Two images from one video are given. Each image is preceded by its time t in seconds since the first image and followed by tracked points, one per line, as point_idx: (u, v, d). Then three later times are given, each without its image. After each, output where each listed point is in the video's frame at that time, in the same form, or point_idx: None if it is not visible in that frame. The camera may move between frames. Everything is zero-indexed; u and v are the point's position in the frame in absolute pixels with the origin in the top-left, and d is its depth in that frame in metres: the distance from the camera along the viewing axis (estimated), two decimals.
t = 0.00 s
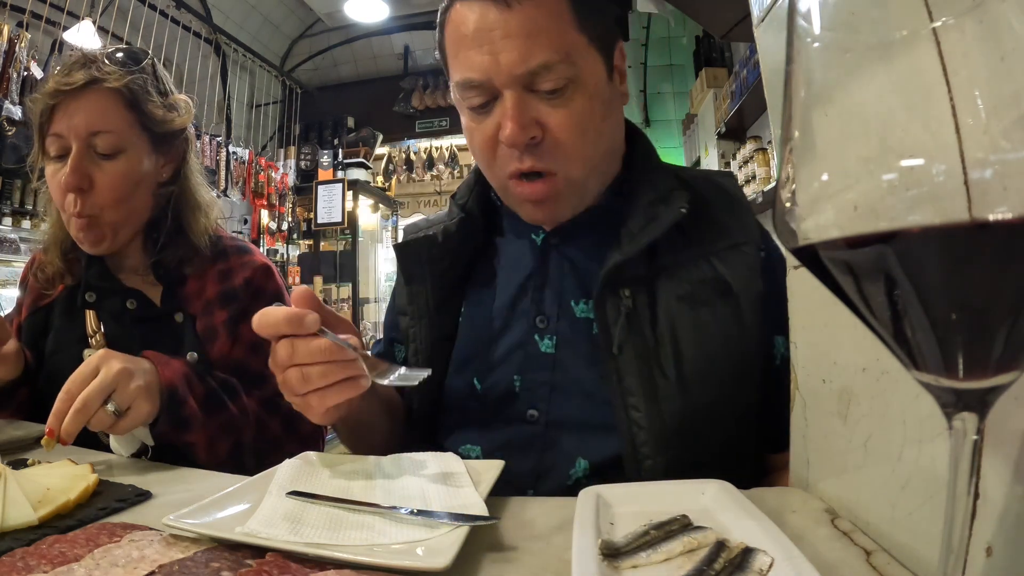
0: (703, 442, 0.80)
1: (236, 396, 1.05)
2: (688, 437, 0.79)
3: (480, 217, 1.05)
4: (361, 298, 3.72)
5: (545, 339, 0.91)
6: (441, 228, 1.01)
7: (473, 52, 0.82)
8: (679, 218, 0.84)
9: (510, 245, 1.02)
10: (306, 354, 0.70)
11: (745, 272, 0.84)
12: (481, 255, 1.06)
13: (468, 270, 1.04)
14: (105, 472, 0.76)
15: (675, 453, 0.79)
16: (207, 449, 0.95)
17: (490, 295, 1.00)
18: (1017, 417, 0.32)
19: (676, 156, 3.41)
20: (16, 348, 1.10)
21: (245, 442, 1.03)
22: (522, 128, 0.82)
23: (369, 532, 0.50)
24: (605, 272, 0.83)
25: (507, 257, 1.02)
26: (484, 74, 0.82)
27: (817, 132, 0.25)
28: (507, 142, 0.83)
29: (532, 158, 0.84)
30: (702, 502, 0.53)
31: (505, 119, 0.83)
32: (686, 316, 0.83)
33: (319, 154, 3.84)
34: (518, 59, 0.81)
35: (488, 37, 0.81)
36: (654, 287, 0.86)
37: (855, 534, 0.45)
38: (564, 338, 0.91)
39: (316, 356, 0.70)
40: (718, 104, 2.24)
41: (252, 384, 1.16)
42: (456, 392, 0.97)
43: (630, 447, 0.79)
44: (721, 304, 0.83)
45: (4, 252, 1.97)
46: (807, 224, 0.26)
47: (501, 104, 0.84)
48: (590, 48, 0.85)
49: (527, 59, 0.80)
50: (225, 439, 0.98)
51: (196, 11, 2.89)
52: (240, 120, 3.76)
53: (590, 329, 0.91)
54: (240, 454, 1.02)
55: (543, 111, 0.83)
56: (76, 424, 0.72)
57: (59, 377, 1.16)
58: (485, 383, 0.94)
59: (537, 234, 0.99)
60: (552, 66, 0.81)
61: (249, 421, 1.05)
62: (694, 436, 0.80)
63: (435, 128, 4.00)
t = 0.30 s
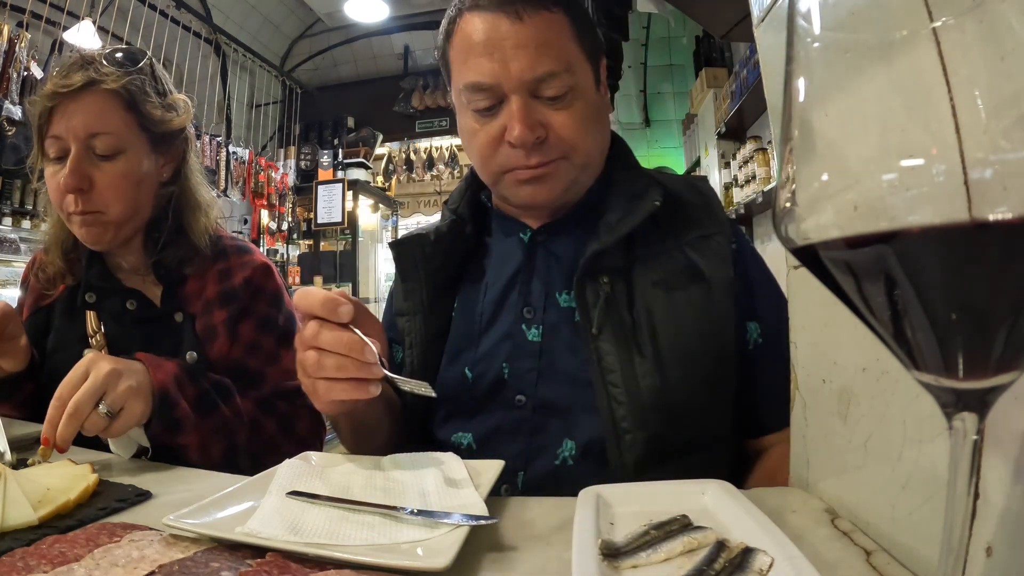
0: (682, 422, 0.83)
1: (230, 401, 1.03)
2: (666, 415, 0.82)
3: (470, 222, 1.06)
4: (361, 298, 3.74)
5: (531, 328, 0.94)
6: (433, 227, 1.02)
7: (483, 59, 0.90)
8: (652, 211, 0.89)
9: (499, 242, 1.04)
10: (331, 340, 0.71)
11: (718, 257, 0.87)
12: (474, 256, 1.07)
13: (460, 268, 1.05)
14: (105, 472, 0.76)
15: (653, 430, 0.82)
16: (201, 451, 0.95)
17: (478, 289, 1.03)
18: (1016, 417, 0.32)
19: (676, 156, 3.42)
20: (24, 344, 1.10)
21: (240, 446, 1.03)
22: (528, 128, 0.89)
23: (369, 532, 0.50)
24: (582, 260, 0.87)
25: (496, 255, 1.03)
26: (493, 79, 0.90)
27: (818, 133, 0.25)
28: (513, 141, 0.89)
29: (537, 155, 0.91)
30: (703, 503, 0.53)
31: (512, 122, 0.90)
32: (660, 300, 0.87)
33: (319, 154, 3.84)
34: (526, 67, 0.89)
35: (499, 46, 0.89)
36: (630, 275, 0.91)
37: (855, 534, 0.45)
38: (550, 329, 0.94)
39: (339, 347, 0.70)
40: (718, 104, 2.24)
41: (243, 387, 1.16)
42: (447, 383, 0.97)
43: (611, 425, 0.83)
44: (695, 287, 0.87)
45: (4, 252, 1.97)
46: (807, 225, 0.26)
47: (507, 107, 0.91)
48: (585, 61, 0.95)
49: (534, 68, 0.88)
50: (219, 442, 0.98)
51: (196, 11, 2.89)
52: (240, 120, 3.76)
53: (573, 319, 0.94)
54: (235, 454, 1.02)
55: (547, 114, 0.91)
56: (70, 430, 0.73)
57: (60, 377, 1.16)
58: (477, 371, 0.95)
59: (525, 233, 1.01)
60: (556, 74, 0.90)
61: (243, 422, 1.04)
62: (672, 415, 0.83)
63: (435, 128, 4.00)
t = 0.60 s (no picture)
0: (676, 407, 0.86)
1: (225, 405, 1.03)
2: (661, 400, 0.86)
3: (466, 224, 1.06)
4: (360, 298, 3.75)
5: (528, 322, 0.94)
6: (429, 230, 1.03)
7: (475, 65, 0.91)
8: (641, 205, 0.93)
9: (490, 244, 1.05)
10: (398, 323, 0.67)
11: (704, 250, 0.92)
12: (474, 255, 1.06)
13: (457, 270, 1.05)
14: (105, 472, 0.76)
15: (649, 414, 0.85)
16: (189, 453, 0.96)
17: (472, 286, 1.03)
18: (1015, 418, 0.32)
19: (676, 156, 3.41)
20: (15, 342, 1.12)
21: (233, 450, 1.05)
22: (517, 130, 0.90)
23: (369, 532, 0.50)
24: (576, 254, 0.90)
25: (491, 257, 1.03)
26: (485, 84, 0.90)
27: (817, 133, 0.25)
28: (502, 143, 0.90)
29: (524, 157, 0.92)
30: (703, 503, 0.53)
31: (502, 125, 0.91)
32: (652, 290, 0.91)
33: (319, 154, 3.84)
34: (517, 73, 0.90)
35: (490, 53, 0.90)
36: (621, 266, 0.94)
37: (855, 534, 0.45)
38: (545, 321, 0.94)
39: (404, 332, 0.67)
40: (718, 104, 2.24)
41: (242, 387, 1.16)
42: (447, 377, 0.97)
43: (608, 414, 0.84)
44: (684, 277, 0.91)
45: (4, 253, 1.97)
46: (807, 224, 0.26)
47: (498, 112, 0.92)
48: (569, 66, 0.96)
49: (523, 74, 0.90)
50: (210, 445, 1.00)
51: (196, 11, 2.89)
52: (240, 120, 3.76)
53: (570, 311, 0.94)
54: (227, 457, 1.04)
55: (535, 119, 0.92)
56: (60, 429, 0.74)
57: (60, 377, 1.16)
58: (474, 365, 0.95)
59: (519, 233, 1.02)
60: (544, 80, 0.91)
61: (237, 426, 1.05)
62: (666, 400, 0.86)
63: (435, 128, 4.00)
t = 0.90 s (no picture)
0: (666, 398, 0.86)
1: (223, 411, 1.04)
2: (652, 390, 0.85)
3: (470, 222, 1.06)
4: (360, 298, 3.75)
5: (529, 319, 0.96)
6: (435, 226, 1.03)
7: (479, 66, 0.91)
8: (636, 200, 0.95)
9: (492, 241, 1.06)
10: (500, 299, 0.66)
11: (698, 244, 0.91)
12: (474, 255, 1.06)
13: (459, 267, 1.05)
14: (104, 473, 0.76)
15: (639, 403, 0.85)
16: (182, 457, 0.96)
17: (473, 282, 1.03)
18: (1015, 417, 0.32)
19: (676, 156, 3.41)
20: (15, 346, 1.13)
21: (231, 453, 1.05)
22: (519, 127, 0.90)
23: (369, 532, 0.50)
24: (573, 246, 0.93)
25: (493, 256, 1.04)
26: (488, 84, 0.91)
27: (817, 133, 0.25)
28: (504, 140, 0.91)
29: (525, 152, 0.92)
30: (702, 503, 0.53)
31: (504, 122, 0.91)
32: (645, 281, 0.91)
33: (319, 154, 3.84)
34: (519, 74, 0.90)
35: (493, 55, 0.90)
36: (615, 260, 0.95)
37: (855, 534, 0.45)
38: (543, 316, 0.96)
39: (505, 309, 0.65)
40: (718, 104, 2.24)
41: (239, 388, 1.16)
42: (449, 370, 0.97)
43: (603, 409, 0.85)
44: (677, 269, 0.90)
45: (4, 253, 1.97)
46: (807, 224, 0.26)
47: (500, 110, 0.92)
48: (569, 67, 0.96)
49: (525, 75, 0.90)
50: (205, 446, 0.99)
51: (196, 11, 2.89)
52: (240, 120, 3.76)
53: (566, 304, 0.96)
54: (226, 460, 1.04)
55: (536, 117, 0.92)
56: (57, 432, 0.74)
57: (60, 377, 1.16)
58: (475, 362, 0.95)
59: (519, 232, 1.03)
60: (545, 81, 0.91)
61: (234, 430, 1.06)
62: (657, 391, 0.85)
63: (435, 128, 4.00)
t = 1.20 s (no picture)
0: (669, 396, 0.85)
1: (236, 408, 1.04)
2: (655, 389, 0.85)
3: (474, 220, 1.06)
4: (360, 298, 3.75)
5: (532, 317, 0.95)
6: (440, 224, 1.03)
7: (488, 64, 0.91)
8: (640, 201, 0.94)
9: (496, 240, 1.06)
10: (510, 286, 0.68)
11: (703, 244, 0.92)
12: (475, 254, 1.06)
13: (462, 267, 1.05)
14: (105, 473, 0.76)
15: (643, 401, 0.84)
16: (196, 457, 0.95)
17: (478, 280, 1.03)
18: (1015, 417, 0.33)
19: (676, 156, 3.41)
20: (11, 339, 1.14)
21: (244, 448, 1.05)
22: (527, 126, 0.90)
23: (369, 532, 0.50)
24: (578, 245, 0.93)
25: (497, 254, 1.05)
26: (497, 81, 0.91)
27: (817, 133, 0.25)
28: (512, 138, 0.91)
29: (532, 151, 0.92)
30: (703, 503, 0.53)
31: (512, 120, 0.91)
32: (650, 281, 0.91)
33: (319, 154, 3.84)
34: (528, 72, 0.90)
35: (503, 53, 0.90)
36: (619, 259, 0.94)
37: (855, 534, 0.45)
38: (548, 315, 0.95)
39: (515, 295, 0.67)
40: (717, 104, 2.24)
41: (249, 387, 1.16)
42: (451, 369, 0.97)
43: (606, 408, 0.85)
44: (680, 269, 0.91)
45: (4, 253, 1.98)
46: (807, 225, 0.26)
47: (508, 108, 0.92)
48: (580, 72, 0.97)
49: (534, 73, 0.90)
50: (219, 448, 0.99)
51: (196, 11, 2.89)
52: (240, 120, 3.76)
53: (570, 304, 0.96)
54: (239, 458, 1.04)
55: (544, 116, 0.92)
56: (78, 430, 0.72)
57: (60, 377, 1.16)
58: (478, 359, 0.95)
59: (524, 230, 1.02)
60: (553, 80, 0.91)
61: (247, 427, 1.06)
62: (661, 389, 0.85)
63: (435, 128, 4.00)
